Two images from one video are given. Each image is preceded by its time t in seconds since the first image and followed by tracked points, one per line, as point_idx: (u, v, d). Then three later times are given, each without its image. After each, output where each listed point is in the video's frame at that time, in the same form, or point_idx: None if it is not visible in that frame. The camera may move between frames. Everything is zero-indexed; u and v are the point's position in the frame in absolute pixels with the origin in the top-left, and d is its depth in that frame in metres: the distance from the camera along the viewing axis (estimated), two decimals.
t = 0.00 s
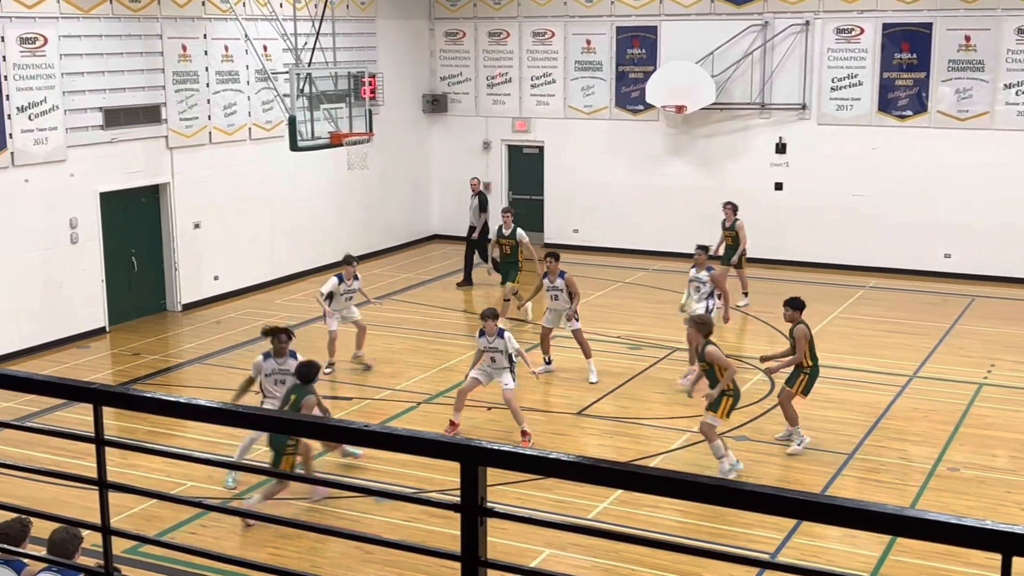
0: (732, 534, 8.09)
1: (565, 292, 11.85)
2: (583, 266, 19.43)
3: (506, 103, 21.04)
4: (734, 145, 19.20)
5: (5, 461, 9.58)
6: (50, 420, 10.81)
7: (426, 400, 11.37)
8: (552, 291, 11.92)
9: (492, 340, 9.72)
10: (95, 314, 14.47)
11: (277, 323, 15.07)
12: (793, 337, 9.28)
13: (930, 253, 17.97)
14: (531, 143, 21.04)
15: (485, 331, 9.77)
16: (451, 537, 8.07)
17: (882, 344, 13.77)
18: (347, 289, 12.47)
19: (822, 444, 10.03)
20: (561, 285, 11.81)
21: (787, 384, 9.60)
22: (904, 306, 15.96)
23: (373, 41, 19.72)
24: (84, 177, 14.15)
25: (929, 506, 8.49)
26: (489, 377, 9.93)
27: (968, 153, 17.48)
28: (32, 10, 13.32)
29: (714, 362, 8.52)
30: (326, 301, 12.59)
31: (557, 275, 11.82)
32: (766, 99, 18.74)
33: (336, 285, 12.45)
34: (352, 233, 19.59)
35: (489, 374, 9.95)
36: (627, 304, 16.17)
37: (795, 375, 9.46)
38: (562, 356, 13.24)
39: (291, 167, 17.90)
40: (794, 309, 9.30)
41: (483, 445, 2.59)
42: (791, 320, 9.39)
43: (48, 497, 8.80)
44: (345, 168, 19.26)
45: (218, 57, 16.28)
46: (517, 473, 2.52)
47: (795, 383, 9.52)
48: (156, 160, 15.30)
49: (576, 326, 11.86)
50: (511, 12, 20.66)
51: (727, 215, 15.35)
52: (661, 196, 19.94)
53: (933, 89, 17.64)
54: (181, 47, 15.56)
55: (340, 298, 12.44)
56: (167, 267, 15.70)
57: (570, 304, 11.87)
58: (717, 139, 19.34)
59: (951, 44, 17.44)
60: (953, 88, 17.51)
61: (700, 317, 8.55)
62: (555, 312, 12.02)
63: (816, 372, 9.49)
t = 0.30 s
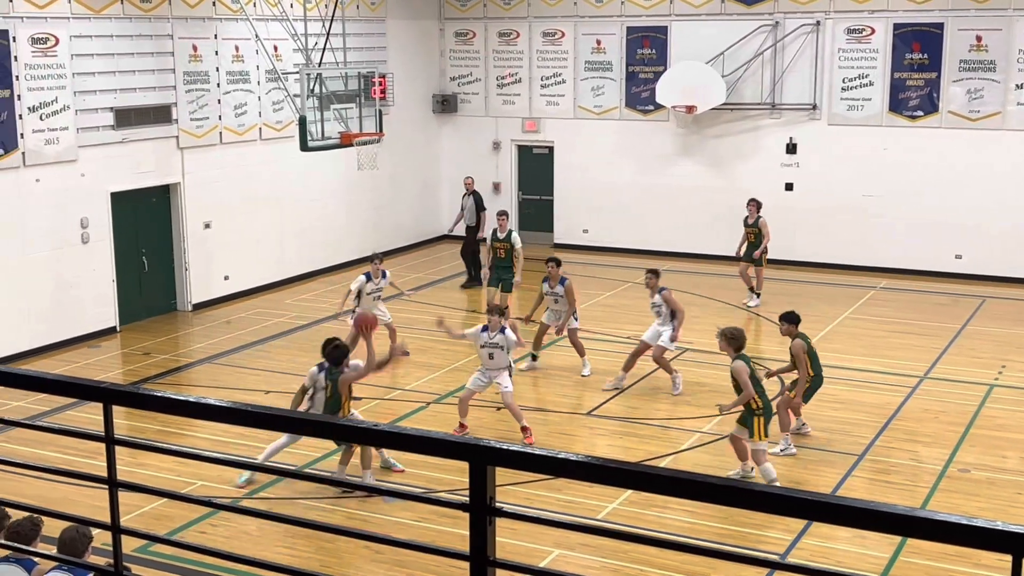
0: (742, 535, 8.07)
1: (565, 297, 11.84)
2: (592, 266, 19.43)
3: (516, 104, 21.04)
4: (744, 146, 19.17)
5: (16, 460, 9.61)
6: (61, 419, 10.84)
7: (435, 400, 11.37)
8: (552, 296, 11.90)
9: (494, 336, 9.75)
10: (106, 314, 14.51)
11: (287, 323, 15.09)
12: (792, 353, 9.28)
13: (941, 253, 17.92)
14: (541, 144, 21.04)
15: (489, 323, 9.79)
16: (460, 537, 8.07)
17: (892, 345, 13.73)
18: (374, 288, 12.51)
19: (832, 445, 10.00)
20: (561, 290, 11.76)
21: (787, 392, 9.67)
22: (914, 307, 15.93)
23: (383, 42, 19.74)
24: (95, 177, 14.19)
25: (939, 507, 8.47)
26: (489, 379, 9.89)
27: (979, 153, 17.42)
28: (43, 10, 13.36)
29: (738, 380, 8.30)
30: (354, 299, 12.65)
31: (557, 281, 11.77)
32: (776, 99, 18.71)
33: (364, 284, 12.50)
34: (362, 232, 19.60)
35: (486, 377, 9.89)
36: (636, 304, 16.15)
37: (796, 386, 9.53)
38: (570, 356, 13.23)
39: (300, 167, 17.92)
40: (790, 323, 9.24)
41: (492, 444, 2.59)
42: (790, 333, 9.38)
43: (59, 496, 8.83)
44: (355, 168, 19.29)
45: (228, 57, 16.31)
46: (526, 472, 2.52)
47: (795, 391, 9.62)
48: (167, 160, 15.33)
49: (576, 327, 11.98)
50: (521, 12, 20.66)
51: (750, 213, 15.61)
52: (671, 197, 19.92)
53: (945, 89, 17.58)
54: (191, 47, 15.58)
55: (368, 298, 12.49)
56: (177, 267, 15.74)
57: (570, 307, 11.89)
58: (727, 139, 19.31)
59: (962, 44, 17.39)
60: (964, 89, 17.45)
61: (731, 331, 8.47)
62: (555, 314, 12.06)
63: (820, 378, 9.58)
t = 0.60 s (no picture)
0: (749, 535, 8.06)
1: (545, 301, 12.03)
2: (599, 266, 19.43)
3: (523, 103, 21.04)
4: (751, 145, 19.16)
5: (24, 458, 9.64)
6: (68, 418, 10.87)
7: (442, 400, 11.38)
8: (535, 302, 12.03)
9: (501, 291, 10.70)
10: (114, 314, 14.53)
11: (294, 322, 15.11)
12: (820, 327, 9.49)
13: (949, 253, 17.88)
14: (548, 143, 21.04)
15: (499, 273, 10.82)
16: (467, 537, 8.07)
17: (900, 344, 13.71)
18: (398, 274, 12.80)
19: (840, 445, 9.99)
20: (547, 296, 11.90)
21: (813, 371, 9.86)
22: (922, 307, 15.90)
23: (390, 42, 19.75)
24: (103, 176, 14.22)
25: (947, 507, 8.46)
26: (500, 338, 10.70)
27: (987, 153, 17.38)
28: (52, 10, 13.39)
29: (762, 376, 8.24)
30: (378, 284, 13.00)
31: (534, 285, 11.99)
32: (784, 99, 18.68)
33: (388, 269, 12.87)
34: (369, 231, 19.62)
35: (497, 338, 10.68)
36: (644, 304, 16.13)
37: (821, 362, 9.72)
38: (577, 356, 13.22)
39: (308, 166, 17.93)
40: (819, 296, 9.48)
41: (500, 444, 2.58)
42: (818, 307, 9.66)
43: (67, 495, 8.85)
44: (362, 168, 19.31)
45: (236, 57, 16.33)
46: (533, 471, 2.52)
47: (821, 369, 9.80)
48: (175, 160, 15.36)
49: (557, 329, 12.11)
50: (528, 11, 20.65)
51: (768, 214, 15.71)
52: (679, 197, 19.91)
53: (953, 88, 17.54)
54: (199, 47, 15.60)
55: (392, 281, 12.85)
56: (185, 267, 15.77)
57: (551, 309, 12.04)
58: (734, 139, 19.30)
59: (971, 43, 17.34)
60: (972, 88, 17.41)
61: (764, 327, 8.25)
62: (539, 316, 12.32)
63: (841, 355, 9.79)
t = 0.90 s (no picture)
0: (752, 534, 8.06)
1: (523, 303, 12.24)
2: (602, 265, 19.42)
3: (525, 102, 21.04)
4: (753, 144, 19.15)
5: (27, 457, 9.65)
6: (71, 417, 10.88)
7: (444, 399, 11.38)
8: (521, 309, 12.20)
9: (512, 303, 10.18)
10: (116, 313, 14.54)
11: (297, 321, 15.12)
12: (855, 314, 9.98)
13: (951, 252, 17.88)
14: (551, 142, 21.05)
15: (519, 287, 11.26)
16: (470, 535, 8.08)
17: (902, 343, 13.70)
18: (414, 270, 12.97)
19: (842, 444, 9.98)
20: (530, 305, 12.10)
21: (839, 361, 10.20)
22: (924, 306, 15.88)
23: (393, 41, 19.76)
24: (106, 176, 14.23)
25: (950, 505, 8.45)
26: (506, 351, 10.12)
27: (990, 152, 17.37)
28: (54, 9, 13.41)
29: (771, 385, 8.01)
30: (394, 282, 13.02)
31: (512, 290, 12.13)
32: (786, 98, 18.68)
33: (405, 268, 12.94)
34: (371, 230, 19.64)
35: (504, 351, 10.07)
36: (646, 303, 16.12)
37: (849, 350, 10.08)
38: (579, 355, 13.21)
39: (310, 164, 17.94)
40: (853, 286, 10.04)
41: (502, 442, 2.58)
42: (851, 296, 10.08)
43: (70, 493, 8.86)
44: (364, 167, 19.31)
45: (238, 55, 16.33)
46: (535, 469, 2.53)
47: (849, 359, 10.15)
48: (177, 159, 15.37)
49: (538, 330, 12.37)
50: (531, 10, 20.65)
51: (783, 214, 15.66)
52: (681, 196, 19.90)
53: (955, 87, 17.53)
54: (202, 46, 15.61)
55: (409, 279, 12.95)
56: (187, 265, 15.78)
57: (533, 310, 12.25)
58: (736, 138, 19.30)
59: (973, 42, 17.33)
60: (975, 87, 17.39)
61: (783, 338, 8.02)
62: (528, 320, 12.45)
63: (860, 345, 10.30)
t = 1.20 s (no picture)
0: (748, 532, 8.07)
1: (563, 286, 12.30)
2: (599, 263, 19.42)
3: (522, 100, 21.04)
4: (750, 142, 19.15)
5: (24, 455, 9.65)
6: (69, 415, 10.87)
7: (442, 397, 11.38)
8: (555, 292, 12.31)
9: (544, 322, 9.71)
10: (113, 311, 14.53)
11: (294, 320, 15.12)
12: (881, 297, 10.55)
13: (947, 251, 17.89)
14: (548, 141, 21.05)
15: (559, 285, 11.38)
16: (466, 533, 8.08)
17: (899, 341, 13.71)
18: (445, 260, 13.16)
19: (839, 442, 9.99)
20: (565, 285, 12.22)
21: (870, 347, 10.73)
22: (920, 304, 15.88)
23: (390, 39, 19.76)
24: (103, 174, 14.23)
25: (946, 503, 8.45)
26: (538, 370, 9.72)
27: (986, 150, 17.39)
28: (50, 8, 13.39)
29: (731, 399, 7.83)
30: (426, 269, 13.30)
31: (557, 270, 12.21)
32: (783, 96, 18.68)
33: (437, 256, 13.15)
34: (368, 228, 19.64)
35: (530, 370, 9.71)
36: (643, 301, 16.13)
37: (876, 335, 10.63)
38: (576, 354, 13.21)
39: (307, 162, 17.92)
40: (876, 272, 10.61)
41: (498, 440, 2.58)
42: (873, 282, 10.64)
43: (66, 492, 8.86)
44: (361, 165, 19.30)
45: (235, 53, 16.32)
46: (533, 467, 2.53)
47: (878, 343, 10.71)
48: (174, 158, 15.35)
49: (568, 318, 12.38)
50: (528, 8, 20.66)
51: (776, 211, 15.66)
52: (678, 194, 19.91)
53: (952, 85, 17.54)
54: (199, 44, 15.60)
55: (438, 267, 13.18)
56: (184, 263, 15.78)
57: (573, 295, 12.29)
58: (733, 136, 19.30)
59: (970, 40, 17.34)
60: (972, 85, 17.41)
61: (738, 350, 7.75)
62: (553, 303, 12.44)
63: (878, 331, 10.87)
